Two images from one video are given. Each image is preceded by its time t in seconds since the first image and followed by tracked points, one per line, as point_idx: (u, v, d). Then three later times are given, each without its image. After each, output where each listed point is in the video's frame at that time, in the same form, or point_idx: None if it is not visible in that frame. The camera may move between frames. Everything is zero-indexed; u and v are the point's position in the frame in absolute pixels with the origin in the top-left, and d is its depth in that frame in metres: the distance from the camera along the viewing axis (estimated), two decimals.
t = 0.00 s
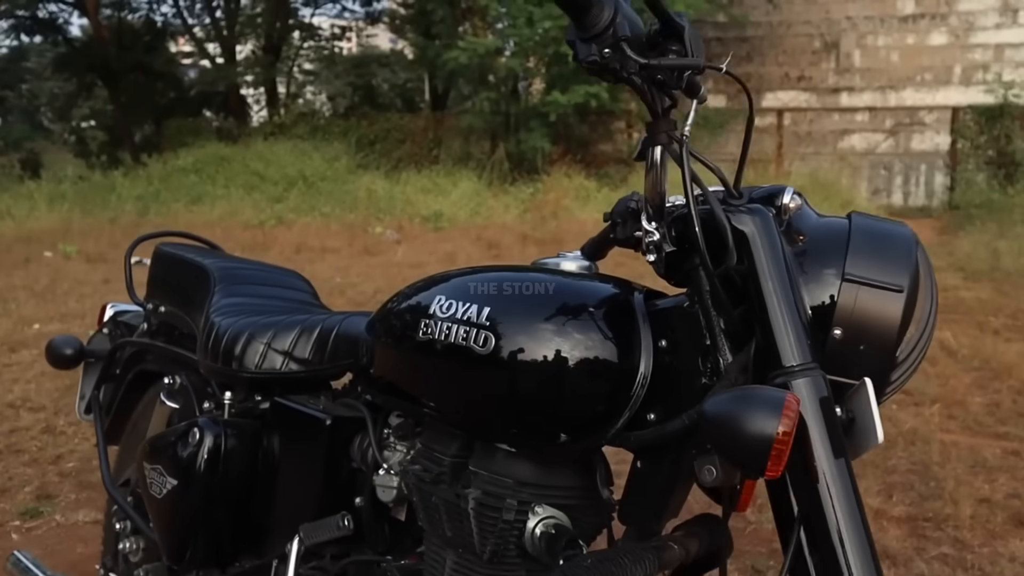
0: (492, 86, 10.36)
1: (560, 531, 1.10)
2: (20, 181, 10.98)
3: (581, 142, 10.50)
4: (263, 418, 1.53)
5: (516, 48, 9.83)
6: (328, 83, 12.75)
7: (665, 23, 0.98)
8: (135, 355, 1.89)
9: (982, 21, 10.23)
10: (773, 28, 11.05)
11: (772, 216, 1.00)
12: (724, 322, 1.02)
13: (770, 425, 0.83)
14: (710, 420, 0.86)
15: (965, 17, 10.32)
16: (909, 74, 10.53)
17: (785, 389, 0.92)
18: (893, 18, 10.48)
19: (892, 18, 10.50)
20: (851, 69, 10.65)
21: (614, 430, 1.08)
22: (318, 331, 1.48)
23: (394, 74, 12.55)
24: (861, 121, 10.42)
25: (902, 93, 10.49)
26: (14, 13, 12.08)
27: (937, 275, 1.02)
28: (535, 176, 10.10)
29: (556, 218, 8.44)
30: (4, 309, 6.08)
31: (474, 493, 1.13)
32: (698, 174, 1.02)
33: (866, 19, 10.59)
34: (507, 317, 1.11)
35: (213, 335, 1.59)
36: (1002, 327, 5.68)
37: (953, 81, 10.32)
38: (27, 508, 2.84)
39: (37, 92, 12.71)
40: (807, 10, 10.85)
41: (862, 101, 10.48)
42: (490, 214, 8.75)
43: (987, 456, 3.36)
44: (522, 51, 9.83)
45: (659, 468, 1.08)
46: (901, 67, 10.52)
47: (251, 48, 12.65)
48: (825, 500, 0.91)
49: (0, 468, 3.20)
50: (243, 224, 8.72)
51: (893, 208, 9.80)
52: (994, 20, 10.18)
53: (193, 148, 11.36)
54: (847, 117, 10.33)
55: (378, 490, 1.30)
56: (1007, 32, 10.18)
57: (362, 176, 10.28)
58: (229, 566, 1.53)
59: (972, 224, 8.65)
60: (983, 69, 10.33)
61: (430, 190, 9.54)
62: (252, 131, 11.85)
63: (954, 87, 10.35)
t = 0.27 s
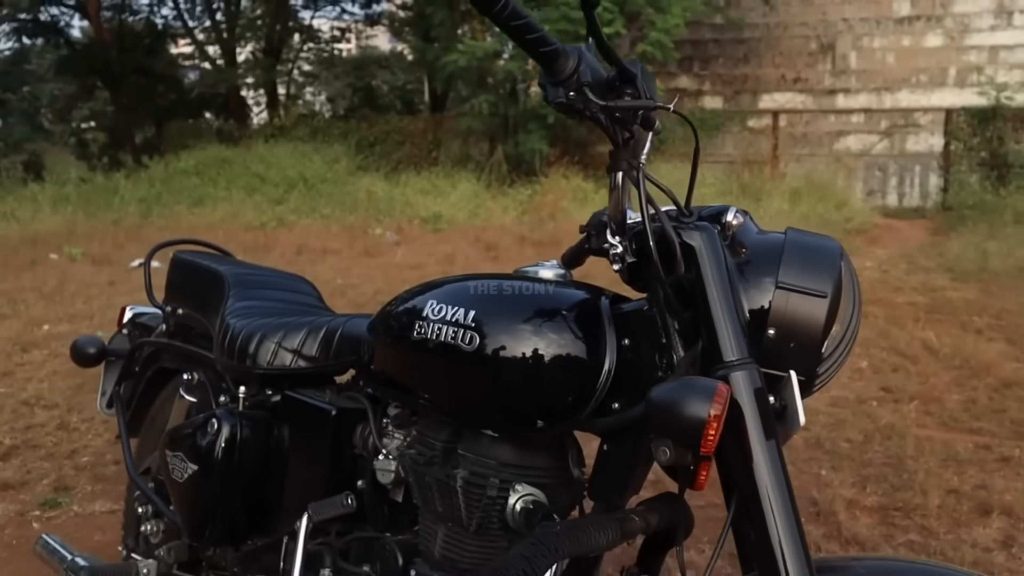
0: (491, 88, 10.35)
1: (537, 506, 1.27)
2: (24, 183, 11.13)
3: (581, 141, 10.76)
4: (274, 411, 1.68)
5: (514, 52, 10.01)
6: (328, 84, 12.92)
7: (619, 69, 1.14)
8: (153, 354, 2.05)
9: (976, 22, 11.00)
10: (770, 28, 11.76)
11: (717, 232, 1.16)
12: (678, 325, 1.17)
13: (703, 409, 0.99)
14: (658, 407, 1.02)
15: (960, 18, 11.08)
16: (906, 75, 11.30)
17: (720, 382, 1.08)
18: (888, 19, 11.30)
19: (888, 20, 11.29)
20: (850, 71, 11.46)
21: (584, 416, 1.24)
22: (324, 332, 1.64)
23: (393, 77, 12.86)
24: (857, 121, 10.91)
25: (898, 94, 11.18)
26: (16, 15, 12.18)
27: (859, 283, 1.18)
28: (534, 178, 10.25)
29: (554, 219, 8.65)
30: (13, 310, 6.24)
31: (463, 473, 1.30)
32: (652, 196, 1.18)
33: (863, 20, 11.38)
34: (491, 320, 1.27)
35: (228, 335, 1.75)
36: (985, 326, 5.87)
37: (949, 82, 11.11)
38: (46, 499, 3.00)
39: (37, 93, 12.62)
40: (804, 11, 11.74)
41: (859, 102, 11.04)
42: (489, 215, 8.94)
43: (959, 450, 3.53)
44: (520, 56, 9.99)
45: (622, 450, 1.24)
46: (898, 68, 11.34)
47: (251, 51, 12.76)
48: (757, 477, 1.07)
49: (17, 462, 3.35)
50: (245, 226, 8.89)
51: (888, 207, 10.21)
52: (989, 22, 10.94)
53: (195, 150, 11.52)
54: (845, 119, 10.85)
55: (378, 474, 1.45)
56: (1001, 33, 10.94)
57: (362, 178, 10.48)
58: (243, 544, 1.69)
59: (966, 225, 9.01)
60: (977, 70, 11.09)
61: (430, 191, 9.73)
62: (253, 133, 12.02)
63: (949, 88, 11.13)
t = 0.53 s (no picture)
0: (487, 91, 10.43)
1: (515, 482, 1.41)
2: (25, 184, 11.24)
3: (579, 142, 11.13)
4: (277, 399, 1.82)
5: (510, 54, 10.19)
6: (326, 85, 13.06)
7: (583, 92, 1.28)
8: (163, 348, 2.19)
9: (969, 25, 11.67)
10: (765, 31, 12.59)
11: (673, 235, 1.31)
12: (639, 318, 1.32)
13: (652, 391, 1.13)
14: (616, 389, 1.17)
15: (953, 21, 11.79)
16: (899, 78, 11.94)
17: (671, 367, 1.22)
18: (883, 21, 12.03)
19: (882, 23, 12.05)
20: (843, 73, 12.20)
21: (557, 400, 1.38)
22: (323, 326, 1.79)
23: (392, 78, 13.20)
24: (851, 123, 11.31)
25: (890, 98, 11.72)
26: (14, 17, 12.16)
27: (802, 278, 1.32)
28: (530, 180, 10.40)
29: (550, 220, 8.79)
30: (17, 310, 6.37)
31: (449, 452, 1.44)
32: (616, 202, 1.32)
33: (857, 23, 12.19)
34: (474, 314, 1.42)
35: (235, 329, 1.89)
36: (967, 325, 6.03)
37: (941, 84, 11.75)
38: (57, 489, 3.15)
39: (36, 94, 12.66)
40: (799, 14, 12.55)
41: (852, 104, 11.68)
42: (485, 216, 9.10)
43: (932, 442, 3.67)
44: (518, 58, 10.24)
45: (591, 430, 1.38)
46: (891, 72, 11.98)
47: (249, 52, 12.88)
48: (707, 453, 1.21)
49: (28, 454, 3.50)
50: (244, 227, 9.03)
51: (881, 208, 10.64)
52: (981, 25, 11.61)
53: (194, 151, 11.64)
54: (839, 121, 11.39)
55: (372, 456, 1.59)
56: (994, 36, 11.60)
57: (360, 179, 10.64)
58: (247, 522, 1.83)
59: (957, 225, 9.36)
60: (968, 72, 11.74)
61: (427, 193, 9.89)
62: (252, 135, 12.17)
63: (942, 90, 11.76)
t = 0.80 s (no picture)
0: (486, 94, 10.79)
1: (490, 459, 1.58)
2: (29, 186, 11.40)
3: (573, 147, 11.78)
4: (276, 387, 1.98)
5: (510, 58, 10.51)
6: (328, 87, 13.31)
7: (545, 111, 1.46)
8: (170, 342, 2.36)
9: (965, 29, 11.97)
10: (762, 34, 12.78)
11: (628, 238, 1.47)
12: (597, 311, 1.48)
13: (602, 372, 1.30)
14: (573, 371, 1.33)
15: (949, 25, 12.06)
16: (895, 81, 12.25)
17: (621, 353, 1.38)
18: (879, 25, 12.29)
19: (878, 26, 12.30)
20: (840, 76, 12.51)
21: (527, 384, 1.54)
22: (320, 320, 1.95)
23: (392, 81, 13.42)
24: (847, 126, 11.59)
25: (886, 99, 12.20)
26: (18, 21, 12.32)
27: (744, 275, 1.47)
28: (528, 181, 10.60)
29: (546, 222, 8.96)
30: (24, 309, 6.53)
31: (431, 432, 1.60)
32: (576, 209, 1.49)
33: (853, 27, 12.44)
34: (453, 308, 1.57)
35: (238, 323, 2.05)
36: (950, 323, 6.20)
37: (936, 87, 12.09)
38: (69, 478, 3.31)
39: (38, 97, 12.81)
40: (795, 18, 12.78)
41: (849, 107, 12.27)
42: (484, 218, 9.28)
43: (904, 435, 3.83)
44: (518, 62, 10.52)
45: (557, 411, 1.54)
46: (887, 74, 12.29)
47: (250, 55, 13.07)
48: (655, 430, 1.37)
49: (40, 446, 3.66)
50: (246, 228, 9.20)
51: (877, 211, 11.01)
52: (977, 29, 11.91)
53: (196, 154, 11.82)
54: (835, 124, 11.64)
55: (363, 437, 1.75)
56: (990, 39, 11.91)
57: (360, 181, 10.84)
58: (250, 501, 1.99)
59: (950, 225, 9.61)
60: (964, 75, 12.05)
61: (426, 195, 10.05)
62: (253, 137, 12.37)
63: (936, 93, 12.08)
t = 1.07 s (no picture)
0: (484, 96, 11.04)
1: (478, 444, 1.77)
2: (33, 187, 11.58)
3: (572, 148, 12.01)
4: (286, 380, 2.17)
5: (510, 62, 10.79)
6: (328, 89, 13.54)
7: (523, 136, 1.67)
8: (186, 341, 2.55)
9: (959, 31, 12.19)
10: (759, 36, 13.08)
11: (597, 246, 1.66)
12: (572, 312, 1.67)
13: (571, 365, 1.50)
14: (548, 363, 1.53)
15: (944, 27, 12.28)
16: (890, 83, 12.53)
17: (590, 349, 1.58)
18: (874, 27, 12.55)
19: (873, 28, 12.56)
20: (835, 78, 12.79)
21: (510, 376, 1.73)
22: (325, 319, 2.14)
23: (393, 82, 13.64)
24: (842, 127, 11.80)
25: (881, 101, 12.46)
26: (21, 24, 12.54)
27: (702, 280, 1.66)
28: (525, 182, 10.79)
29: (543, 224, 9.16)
30: (33, 310, 6.72)
31: (426, 419, 1.80)
32: (553, 222, 1.69)
33: (849, 29, 12.69)
34: (445, 308, 1.76)
35: (250, 322, 2.24)
36: (933, 323, 6.39)
37: (929, 89, 12.32)
38: (86, 469, 3.50)
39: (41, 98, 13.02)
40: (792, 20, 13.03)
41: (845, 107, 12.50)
42: (482, 219, 9.48)
43: (879, 429, 4.03)
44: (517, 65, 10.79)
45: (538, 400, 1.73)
46: (881, 75, 12.57)
47: (251, 57, 13.29)
48: (621, 414, 1.55)
49: (57, 440, 3.85)
50: (248, 230, 9.39)
51: (871, 211, 11.27)
52: (971, 31, 12.13)
53: (197, 156, 12.02)
54: (829, 126, 11.86)
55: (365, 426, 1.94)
56: (984, 41, 12.12)
57: (359, 182, 11.05)
58: (262, 484, 2.17)
59: (941, 226, 9.82)
60: (958, 77, 12.28)
61: (425, 197, 10.25)
62: (254, 139, 12.58)
63: (930, 94, 12.32)
